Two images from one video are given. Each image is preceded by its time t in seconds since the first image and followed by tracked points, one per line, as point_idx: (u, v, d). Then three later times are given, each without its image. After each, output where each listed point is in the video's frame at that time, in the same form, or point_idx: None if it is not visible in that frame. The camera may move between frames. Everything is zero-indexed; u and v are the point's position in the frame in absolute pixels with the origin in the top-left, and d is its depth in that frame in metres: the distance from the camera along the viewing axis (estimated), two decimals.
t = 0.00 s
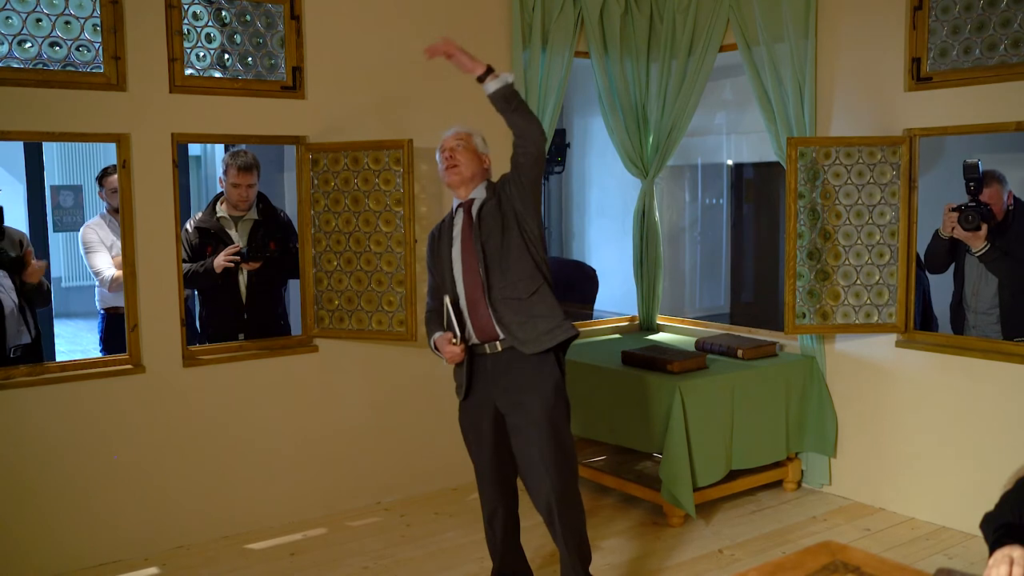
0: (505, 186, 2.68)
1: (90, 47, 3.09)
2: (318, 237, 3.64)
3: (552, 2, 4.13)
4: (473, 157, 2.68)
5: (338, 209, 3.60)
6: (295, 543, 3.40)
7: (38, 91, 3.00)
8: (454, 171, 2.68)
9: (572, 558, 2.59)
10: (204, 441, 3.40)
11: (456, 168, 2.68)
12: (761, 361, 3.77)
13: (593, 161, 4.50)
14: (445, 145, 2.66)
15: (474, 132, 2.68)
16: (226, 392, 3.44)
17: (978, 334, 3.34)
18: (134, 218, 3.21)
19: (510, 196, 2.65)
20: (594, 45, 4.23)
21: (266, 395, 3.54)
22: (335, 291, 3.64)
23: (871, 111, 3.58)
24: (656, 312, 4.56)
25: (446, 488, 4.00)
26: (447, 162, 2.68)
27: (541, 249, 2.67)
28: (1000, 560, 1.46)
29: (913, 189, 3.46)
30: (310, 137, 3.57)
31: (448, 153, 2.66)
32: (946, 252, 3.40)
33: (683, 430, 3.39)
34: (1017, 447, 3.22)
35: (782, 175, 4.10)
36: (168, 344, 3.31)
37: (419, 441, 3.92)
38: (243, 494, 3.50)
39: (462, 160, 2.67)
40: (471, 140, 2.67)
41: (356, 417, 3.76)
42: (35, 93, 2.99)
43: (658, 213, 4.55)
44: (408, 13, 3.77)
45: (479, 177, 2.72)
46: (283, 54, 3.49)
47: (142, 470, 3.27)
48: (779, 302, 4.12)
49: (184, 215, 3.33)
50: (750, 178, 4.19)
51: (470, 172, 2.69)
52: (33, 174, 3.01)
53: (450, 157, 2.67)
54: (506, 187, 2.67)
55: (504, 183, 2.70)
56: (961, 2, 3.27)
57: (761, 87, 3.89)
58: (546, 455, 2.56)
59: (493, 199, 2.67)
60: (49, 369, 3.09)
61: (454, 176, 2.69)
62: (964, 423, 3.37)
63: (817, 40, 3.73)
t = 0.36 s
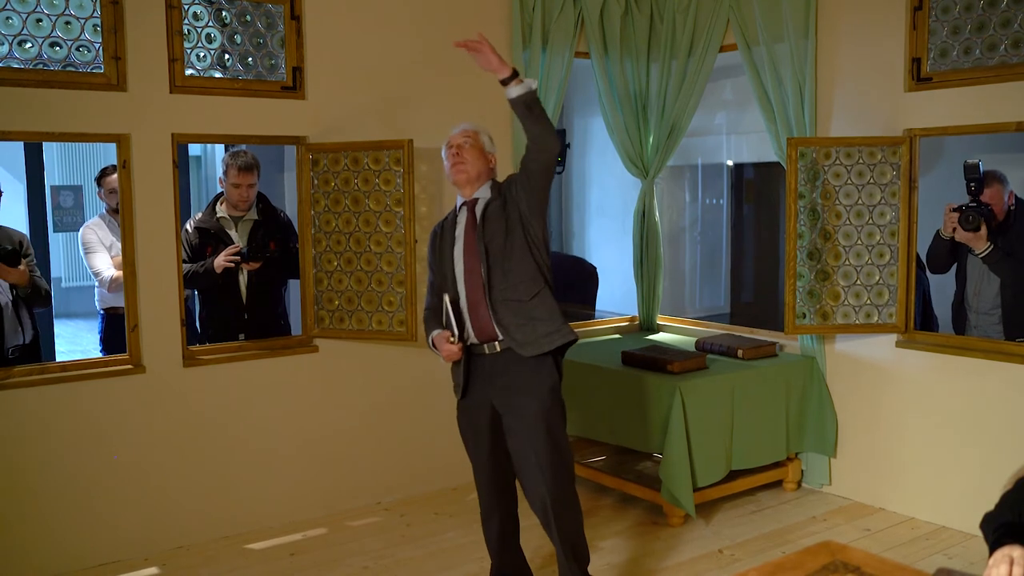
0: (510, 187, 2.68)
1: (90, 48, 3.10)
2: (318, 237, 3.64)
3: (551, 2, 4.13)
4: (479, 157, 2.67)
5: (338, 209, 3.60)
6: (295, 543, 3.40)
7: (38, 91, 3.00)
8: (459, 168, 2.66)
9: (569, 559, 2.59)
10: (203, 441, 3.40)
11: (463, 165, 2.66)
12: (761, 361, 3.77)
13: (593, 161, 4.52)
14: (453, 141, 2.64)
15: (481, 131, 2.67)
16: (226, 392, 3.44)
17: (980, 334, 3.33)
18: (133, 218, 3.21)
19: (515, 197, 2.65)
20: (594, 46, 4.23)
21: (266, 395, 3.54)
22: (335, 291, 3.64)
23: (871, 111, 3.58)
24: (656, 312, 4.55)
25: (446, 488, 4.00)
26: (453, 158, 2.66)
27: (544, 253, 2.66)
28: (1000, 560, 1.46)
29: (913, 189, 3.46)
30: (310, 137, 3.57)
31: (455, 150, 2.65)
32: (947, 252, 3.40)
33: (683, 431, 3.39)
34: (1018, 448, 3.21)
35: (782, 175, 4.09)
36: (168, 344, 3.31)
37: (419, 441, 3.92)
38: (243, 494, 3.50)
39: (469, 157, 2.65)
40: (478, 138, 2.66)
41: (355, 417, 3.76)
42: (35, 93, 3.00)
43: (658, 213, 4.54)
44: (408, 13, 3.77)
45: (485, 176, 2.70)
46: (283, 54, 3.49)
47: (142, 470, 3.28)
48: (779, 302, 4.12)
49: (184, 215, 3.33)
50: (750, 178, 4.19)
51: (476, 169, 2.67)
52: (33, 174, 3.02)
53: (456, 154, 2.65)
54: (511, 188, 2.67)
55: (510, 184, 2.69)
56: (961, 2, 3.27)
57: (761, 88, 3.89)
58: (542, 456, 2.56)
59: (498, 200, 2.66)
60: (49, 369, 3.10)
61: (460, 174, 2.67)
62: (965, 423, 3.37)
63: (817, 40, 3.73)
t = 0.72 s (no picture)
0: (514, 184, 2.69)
1: (90, 46, 3.09)
2: (318, 236, 3.64)
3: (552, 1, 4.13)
4: (491, 155, 2.71)
5: (338, 208, 3.60)
6: (295, 541, 3.40)
7: (39, 89, 3.00)
8: (471, 165, 2.67)
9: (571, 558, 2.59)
10: (204, 440, 3.40)
11: (476, 162, 2.67)
12: (761, 359, 3.77)
13: (594, 160, 4.54)
14: (467, 139, 2.66)
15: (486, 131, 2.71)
16: (226, 390, 3.44)
17: (981, 333, 3.34)
18: (134, 217, 3.21)
19: (520, 193, 2.66)
20: (594, 44, 4.23)
21: (266, 394, 3.54)
22: (335, 289, 3.64)
23: (870, 110, 3.58)
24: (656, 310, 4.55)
25: (446, 487, 4.00)
26: (464, 155, 2.67)
27: (548, 250, 2.68)
28: (1000, 558, 1.49)
29: (913, 188, 3.46)
30: (310, 135, 3.57)
31: (467, 147, 2.66)
32: (947, 251, 3.40)
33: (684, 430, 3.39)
34: (1018, 447, 3.22)
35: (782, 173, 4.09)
36: (168, 343, 3.31)
37: (419, 440, 3.93)
38: (243, 493, 3.50)
39: (481, 154, 2.68)
40: (486, 136, 2.70)
41: (355, 416, 3.76)
42: (36, 91, 3.00)
43: (658, 211, 4.54)
44: (408, 11, 3.77)
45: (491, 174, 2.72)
46: (284, 52, 3.49)
47: (142, 469, 3.28)
48: (779, 301, 4.12)
49: (184, 214, 3.33)
50: (750, 177, 4.19)
51: (486, 166, 2.70)
52: (33, 172, 3.02)
53: (471, 150, 2.67)
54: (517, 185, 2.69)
55: (514, 181, 2.71)
56: None
57: (761, 86, 3.89)
58: (545, 453, 2.56)
59: (503, 196, 2.67)
60: (50, 367, 3.10)
61: (473, 170, 2.68)
62: (965, 421, 3.38)
63: (816, 38, 3.73)
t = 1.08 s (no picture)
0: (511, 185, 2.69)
1: (90, 46, 3.09)
2: (318, 236, 3.64)
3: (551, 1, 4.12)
4: (486, 157, 2.69)
5: (338, 208, 3.60)
6: (295, 541, 3.40)
7: (38, 90, 3.00)
8: (465, 170, 2.66)
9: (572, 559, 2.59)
10: (203, 440, 3.40)
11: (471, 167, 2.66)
12: (761, 359, 3.78)
13: (594, 163, 4.55)
14: (459, 143, 2.65)
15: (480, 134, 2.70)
16: (226, 391, 3.44)
17: (981, 333, 3.34)
18: (134, 217, 3.21)
19: (517, 194, 2.66)
20: (594, 45, 4.24)
21: (266, 395, 3.54)
22: (335, 290, 3.64)
23: (871, 110, 3.58)
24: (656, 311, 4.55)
25: (446, 488, 4.00)
26: (458, 160, 2.66)
27: (546, 249, 2.68)
28: (1001, 559, 1.49)
29: (913, 188, 3.46)
30: (310, 136, 3.57)
31: (461, 153, 2.65)
32: (947, 251, 3.40)
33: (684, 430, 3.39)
34: (1018, 447, 3.22)
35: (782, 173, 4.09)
36: (168, 343, 3.31)
37: (419, 440, 3.92)
38: (243, 493, 3.50)
39: (476, 158, 2.66)
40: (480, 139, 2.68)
41: (355, 416, 3.76)
42: (35, 92, 2.99)
43: (658, 211, 4.54)
44: (409, 12, 3.77)
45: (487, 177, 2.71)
46: (284, 53, 3.49)
47: (142, 469, 3.28)
48: (779, 301, 4.12)
49: (184, 215, 3.33)
50: (750, 177, 4.19)
51: (482, 169, 2.68)
52: (33, 172, 3.02)
53: (465, 156, 2.65)
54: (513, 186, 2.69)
55: (510, 182, 2.71)
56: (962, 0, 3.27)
57: (761, 87, 3.89)
58: (547, 453, 2.56)
59: (500, 197, 2.67)
60: (49, 367, 3.10)
61: (468, 176, 2.66)
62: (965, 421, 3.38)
63: (816, 39, 3.73)
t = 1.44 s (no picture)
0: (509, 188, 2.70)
1: (90, 47, 3.10)
2: (319, 237, 3.64)
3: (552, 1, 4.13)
4: (476, 158, 2.70)
5: (338, 208, 3.61)
6: (295, 542, 3.40)
7: (38, 90, 3.00)
8: (455, 172, 2.67)
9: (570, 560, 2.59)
10: (203, 440, 3.40)
11: (461, 169, 2.67)
12: (761, 360, 3.78)
13: (594, 162, 4.53)
14: (448, 144, 2.66)
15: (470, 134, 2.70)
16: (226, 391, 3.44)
17: (980, 333, 3.33)
18: (134, 218, 3.21)
19: (515, 197, 2.68)
20: (594, 45, 4.24)
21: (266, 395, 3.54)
22: (335, 290, 3.64)
23: (871, 111, 3.58)
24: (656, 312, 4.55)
25: (446, 488, 4.00)
26: (447, 162, 2.67)
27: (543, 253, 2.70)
28: (1000, 560, 1.49)
29: (913, 189, 3.46)
30: (310, 136, 3.58)
31: (450, 154, 2.66)
32: (946, 252, 3.40)
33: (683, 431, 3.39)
34: (1017, 447, 3.22)
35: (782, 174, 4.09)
36: (168, 344, 3.31)
37: (419, 440, 3.93)
38: (243, 494, 3.50)
39: (466, 159, 2.67)
40: (469, 139, 2.69)
41: (355, 416, 3.76)
42: (35, 92, 2.99)
43: (658, 212, 4.55)
44: (408, 12, 3.77)
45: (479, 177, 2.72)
46: (284, 53, 3.49)
47: (142, 469, 3.28)
48: (779, 302, 4.12)
49: (184, 215, 3.33)
50: (750, 177, 4.19)
51: (473, 170, 2.69)
52: (33, 173, 3.02)
53: (454, 158, 2.66)
54: (511, 189, 2.70)
55: (507, 186, 2.72)
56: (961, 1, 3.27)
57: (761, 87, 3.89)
58: (545, 454, 2.56)
59: (498, 199, 2.68)
60: (49, 368, 3.10)
61: (458, 178, 2.67)
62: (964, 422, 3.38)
63: (816, 39, 3.73)
